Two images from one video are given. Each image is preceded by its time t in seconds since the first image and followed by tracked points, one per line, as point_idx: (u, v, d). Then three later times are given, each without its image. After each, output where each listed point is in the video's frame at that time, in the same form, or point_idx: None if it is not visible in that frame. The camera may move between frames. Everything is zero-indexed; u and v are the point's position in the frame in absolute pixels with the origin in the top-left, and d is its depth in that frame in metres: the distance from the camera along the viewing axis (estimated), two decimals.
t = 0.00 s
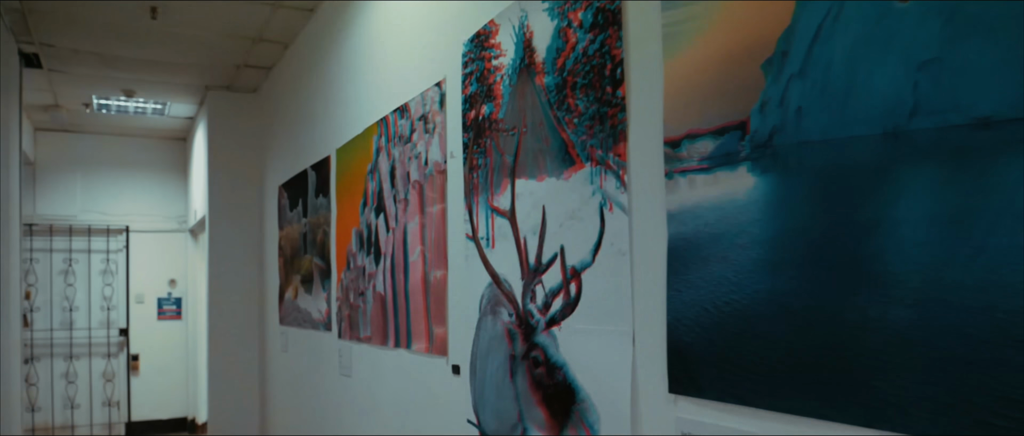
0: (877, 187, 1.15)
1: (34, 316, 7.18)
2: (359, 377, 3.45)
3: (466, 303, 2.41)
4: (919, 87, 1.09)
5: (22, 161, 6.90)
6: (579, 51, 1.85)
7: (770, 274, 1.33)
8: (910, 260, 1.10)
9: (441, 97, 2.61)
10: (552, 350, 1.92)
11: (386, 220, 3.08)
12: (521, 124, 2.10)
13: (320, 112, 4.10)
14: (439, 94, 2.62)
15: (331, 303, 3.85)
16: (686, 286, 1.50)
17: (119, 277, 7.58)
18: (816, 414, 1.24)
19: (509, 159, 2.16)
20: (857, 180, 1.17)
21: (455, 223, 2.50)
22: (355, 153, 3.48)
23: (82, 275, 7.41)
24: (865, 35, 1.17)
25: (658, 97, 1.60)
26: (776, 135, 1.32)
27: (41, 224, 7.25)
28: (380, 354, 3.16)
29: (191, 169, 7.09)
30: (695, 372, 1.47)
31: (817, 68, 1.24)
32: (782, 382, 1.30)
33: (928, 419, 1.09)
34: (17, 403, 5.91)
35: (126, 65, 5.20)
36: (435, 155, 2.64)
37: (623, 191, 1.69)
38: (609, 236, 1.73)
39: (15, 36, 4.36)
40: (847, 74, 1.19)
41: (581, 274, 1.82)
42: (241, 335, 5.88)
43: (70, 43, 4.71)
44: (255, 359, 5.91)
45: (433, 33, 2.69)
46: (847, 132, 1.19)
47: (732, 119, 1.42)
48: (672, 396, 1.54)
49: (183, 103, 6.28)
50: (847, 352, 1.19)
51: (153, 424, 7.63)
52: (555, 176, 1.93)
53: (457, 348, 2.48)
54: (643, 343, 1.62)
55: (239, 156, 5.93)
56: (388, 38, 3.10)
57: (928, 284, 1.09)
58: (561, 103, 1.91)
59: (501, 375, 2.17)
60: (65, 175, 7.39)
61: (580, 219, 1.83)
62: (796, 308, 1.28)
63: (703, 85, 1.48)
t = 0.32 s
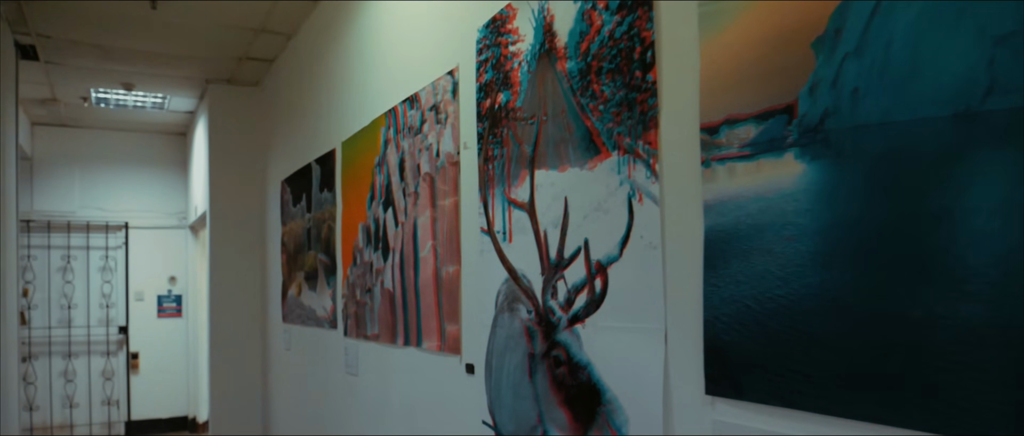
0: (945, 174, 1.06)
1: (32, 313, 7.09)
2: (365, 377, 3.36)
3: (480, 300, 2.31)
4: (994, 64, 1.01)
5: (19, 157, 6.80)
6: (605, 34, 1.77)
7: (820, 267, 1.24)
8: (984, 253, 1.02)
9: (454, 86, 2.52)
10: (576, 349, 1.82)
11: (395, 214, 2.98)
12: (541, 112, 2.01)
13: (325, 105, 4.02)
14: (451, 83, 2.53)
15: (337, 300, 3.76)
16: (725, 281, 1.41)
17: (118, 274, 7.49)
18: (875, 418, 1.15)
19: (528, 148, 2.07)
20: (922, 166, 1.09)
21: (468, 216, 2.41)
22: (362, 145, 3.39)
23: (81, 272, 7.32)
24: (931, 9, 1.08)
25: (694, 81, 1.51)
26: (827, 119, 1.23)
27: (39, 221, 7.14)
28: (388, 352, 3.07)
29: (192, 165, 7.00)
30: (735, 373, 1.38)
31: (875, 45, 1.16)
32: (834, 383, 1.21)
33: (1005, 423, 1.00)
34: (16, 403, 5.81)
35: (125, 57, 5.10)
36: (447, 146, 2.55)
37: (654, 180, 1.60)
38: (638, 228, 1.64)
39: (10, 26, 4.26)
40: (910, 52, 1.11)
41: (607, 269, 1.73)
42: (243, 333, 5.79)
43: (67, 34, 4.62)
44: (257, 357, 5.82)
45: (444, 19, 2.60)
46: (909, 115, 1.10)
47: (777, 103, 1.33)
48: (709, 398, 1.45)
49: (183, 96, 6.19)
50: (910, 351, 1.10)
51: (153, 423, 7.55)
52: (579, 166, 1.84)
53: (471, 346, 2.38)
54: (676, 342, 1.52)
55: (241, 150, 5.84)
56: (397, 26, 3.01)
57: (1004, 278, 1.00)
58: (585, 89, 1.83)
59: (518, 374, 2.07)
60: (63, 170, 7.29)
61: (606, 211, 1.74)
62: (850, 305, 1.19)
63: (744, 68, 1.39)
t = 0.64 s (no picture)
0: None
1: (31, 311, 6.99)
2: (372, 375, 3.26)
3: (496, 295, 2.21)
4: None
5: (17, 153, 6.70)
6: (631, 12, 1.68)
7: (879, 256, 1.14)
8: None
9: (465, 73, 2.43)
10: (601, 346, 1.72)
11: (404, 207, 2.88)
12: (561, 96, 1.92)
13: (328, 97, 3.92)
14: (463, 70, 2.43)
15: (342, 297, 3.66)
16: (769, 271, 1.31)
17: (118, 271, 7.39)
18: (943, 419, 1.06)
19: (547, 135, 1.97)
20: (1000, 142, 1.00)
21: (482, 207, 2.31)
22: (367, 136, 3.29)
23: (80, 269, 7.22)
24: None
25: (733, 57, 1.42)
26: (886, 94, 1.15)
27: (37, 217, 7.04)
28: (396, 350, 2.97)
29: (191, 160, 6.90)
30: (781, 370, 1.28)
31: (943, 12, 1.07)
32: (896, 381, 1.12)
33: None
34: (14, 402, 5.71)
35: (125, 50, 5.00)
36: (459, 135, 2.46)
37: (687, 165, 1.50)
38: (671, 217, 1.54)
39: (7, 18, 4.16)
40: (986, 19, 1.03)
41: (635, 260, 1.63)
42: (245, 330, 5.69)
43: (65, 26, 4.51)
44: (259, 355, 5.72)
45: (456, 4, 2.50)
46: (984, 87, 1.02)
47: (828, 78, 1.24)
48: (751, 398, 1.35)
49: (183, 91, 6.09)
50: (986, 344, 1.01)
51: (154, 422, 7.45)
52: (603, 152, 1.75)
53: (485, 343, 2.28)
54: (713, 338, 1.43)
55: (242, 145, 5.74)
56: (405, 13, 2.92)
57: None
58: (610, 71, 1.73)
59: (538, 372, 1.97)
60: (62, 166, 7.19)
61: (634, 199, 1.64)
62: (915, 296, 1.10)
63: (791, 43, 1.30)
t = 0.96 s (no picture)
0: None
1: (27, 311, 6.89)
2: (379, 375, 3.16)
3: (512, 292, 2.12)
4: None
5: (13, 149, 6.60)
6: None
7: (948, 245, 1.05)
8: None
9: (478, 60, 2.32)
10: (628, 345, 1.64)
11: (412, 201, 2.79)
12: (582, 82, 1.82)
13: (332, 89, 3.82)
14: (475, 57, 2.33)
15: (347, 295, 3.56)
16: (820, 263, 1.21)
17: (116, 270, 7.28)
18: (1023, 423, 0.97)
19: (567, 122, 1.87)
20: None
21: (496, 200, 2.21)
22: (374, 129, 3.19)
23: (78, 268, 7.12)
24: None
25: (776, 34, 1.32)
26: (955, 68, 1.05)
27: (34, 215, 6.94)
28: (404, 349, 2.87)
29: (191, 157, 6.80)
30: (833, 369, 1.19)
31: None
32: (967, 382, 1.03)
33: None
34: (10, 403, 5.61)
35: (123, 43, 4.90)
36: (471, 125, 2.36)
37: (724, 152, 1.41)
38: (705, 207, 1.44)
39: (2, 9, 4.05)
40: None
41: (666, 253, 1.53)
42: (246, 330, 5.59)
43: (62, 19, 4.41)
44: (260, 355, 5.62)
45: None
46: None
47: (885, 53, 1.14)
48: (799, 400, 1.25)
49: (182, 86, 5.98)
50: None
51: (153, 423, 7.35)
52: (629, 139, 1.65)
53: (501, 342, 2.18)
54: (756, 337, 1.33)
55: (242, 140, 5.64)
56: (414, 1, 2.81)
57: None
58: (637, 53, 1.63)
59: (559, 373, 1.88)
60: (61, 163, 7.08)
61: (664, 189, 1.55)
62: (990, 288, 1.00)
63: (844, 16, 1.20)
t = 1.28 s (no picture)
0: None
1: (22, 313, 6.79)
2: (384, 380, 3.05)
3: (529, 294, 2.02)
4: None
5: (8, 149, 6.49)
6: None
7: None
8: None
9: (490, 51, 2.22)
10: (658, 350, 1.55)
11: (419, 200, 2.69)
12: (605, 71, 1.71)
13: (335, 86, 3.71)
14: (487, 48, 2.23)
15: (350, 297, 3.45)
16: (879, 261, 1.12)
17: (112, 271, 7.17)
18: None
19: (588, 114, 1.77)
20: None
21: (510, 197, 2.11)
22: (378, 125, 3.09)
23: (73, 269, 7.02)
24: None
25: (824, 15, 1.22)
26: None
27: (29, 215, 6.82)
28: (411, 353, 2.77)
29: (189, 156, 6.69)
30: (893, 376, 1.10)
31: None
32: None
33: None
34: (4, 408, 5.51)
35: (119, 40, 4.79)
36: (483, 119, 2.25)
37: (767, 142, 1.31)
38: (745, 202, 1.35)
39: None
40: None
41: (700, 252, 1.44)
42: (246, 332, 5.48)
43: (57, 14, 4.30)
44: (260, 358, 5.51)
45: None
46: None
47: (953, 31, 1.04)
48: (855, 410, 1.16)
49: (180, 83, 5.88)
50: None
51: (150, 426, 7.23)
52: (659, 131, 1.55)
53: (516, 346, 2.09)
54: (805, 342, 1.24)
55: (241, 139, 5.53)
56: None
57: None
58: (667, 39, 1.53)
59: (582, 379, 1.79)
60: (56, 162, 6.97)
61: (697, 183, 1.45)
62: None
63: None
